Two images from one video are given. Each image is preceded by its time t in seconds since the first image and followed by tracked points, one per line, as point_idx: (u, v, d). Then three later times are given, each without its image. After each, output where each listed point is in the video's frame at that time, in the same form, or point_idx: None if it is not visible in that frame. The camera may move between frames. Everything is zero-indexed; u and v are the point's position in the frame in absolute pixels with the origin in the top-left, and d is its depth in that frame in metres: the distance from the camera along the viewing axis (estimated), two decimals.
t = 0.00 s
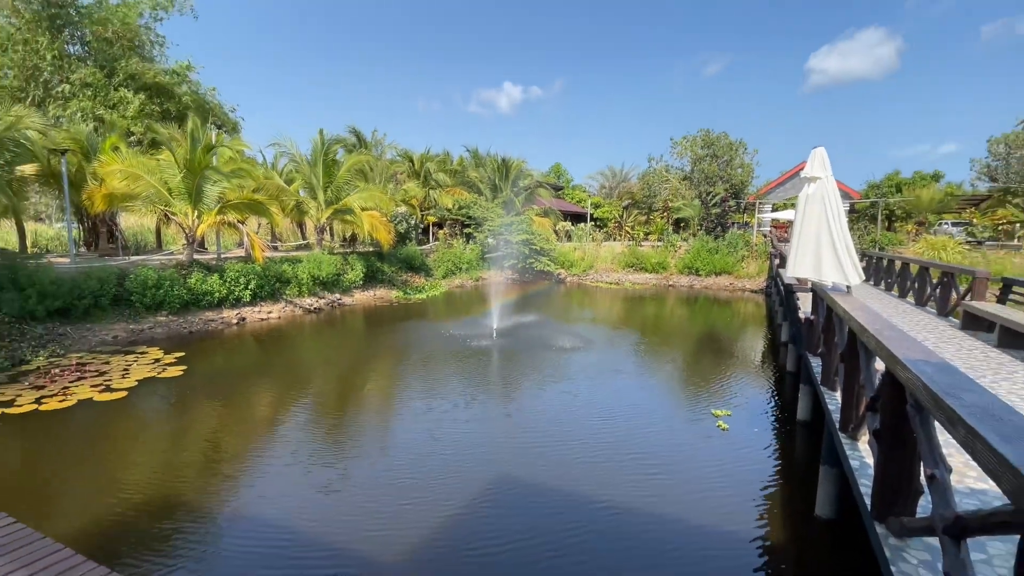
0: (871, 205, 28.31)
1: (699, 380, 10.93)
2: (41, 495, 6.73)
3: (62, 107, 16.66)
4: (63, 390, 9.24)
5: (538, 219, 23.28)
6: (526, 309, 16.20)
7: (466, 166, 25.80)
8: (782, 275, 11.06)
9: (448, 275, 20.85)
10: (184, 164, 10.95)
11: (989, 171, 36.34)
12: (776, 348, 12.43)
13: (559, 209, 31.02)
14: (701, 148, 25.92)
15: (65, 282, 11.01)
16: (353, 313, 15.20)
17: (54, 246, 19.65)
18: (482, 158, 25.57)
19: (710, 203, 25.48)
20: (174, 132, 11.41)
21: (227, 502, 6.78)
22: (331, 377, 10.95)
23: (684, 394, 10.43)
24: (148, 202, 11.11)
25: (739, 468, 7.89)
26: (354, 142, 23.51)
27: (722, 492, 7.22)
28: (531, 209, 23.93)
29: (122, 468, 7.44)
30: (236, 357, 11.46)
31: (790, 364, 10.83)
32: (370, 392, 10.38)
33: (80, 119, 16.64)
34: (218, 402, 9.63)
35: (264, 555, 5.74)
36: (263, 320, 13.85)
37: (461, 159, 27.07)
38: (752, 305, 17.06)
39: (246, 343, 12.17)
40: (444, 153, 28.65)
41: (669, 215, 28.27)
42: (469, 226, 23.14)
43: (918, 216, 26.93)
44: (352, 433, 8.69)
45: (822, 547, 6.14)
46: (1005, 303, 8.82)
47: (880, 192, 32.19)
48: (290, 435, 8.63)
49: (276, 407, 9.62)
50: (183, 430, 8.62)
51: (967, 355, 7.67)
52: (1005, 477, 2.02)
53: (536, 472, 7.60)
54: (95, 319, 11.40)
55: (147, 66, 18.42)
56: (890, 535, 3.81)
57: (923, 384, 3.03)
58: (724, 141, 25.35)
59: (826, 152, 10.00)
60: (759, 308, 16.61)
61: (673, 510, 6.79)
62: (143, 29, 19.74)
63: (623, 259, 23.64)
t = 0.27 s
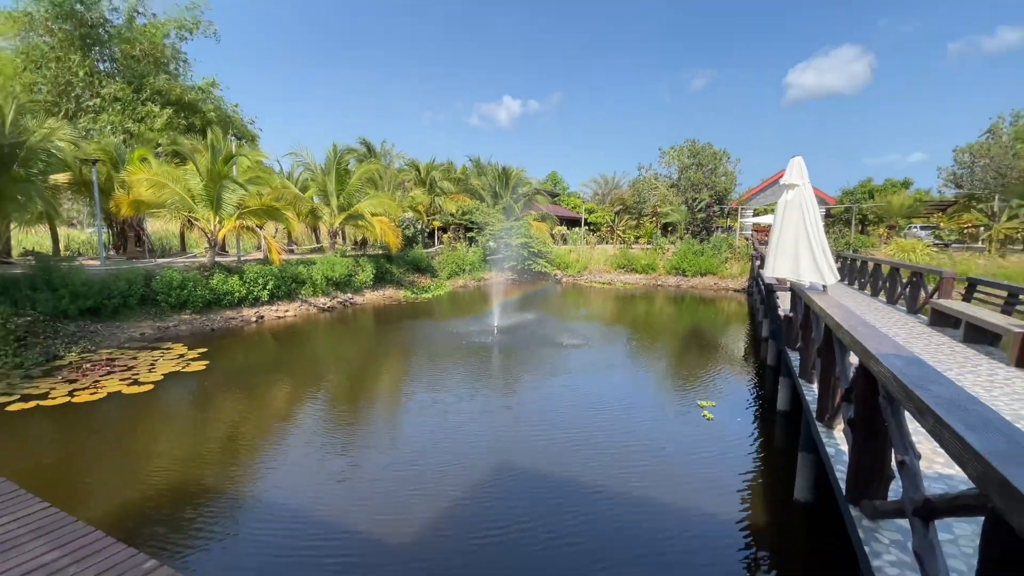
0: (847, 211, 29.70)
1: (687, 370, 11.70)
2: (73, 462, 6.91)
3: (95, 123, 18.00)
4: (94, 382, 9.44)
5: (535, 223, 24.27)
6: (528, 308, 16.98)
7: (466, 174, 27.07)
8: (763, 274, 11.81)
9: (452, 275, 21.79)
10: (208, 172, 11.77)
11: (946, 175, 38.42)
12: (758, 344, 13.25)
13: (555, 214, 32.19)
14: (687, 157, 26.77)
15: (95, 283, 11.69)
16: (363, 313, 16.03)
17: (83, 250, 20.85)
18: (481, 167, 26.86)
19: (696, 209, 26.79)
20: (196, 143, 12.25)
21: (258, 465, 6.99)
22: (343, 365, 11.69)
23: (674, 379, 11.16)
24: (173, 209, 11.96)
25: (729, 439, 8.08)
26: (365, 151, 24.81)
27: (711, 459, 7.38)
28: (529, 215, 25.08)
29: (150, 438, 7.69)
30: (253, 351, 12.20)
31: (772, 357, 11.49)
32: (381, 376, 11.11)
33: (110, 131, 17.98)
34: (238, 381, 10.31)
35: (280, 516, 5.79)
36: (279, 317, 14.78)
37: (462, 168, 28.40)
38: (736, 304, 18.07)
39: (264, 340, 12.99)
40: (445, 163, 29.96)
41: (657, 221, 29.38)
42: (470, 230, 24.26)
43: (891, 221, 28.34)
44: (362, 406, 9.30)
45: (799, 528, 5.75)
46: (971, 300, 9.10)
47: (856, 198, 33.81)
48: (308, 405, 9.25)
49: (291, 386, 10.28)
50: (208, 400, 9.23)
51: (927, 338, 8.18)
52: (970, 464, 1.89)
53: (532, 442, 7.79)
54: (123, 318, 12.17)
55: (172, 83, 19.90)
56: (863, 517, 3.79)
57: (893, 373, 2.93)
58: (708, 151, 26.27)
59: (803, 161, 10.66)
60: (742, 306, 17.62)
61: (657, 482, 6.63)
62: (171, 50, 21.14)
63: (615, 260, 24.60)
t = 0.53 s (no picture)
0: (840, 212, 30.11)
1: (683, 368, 11.94)
2: (80, 462, 7.04)
3: (104, 127, 18.38)
4: (102, 381, 9.64)
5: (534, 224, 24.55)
6: (528, 308, 17.26)
7: (466, 177, 27.42)
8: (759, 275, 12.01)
9: (453, 276, 22.11)
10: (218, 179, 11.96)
11: (932, 177, 39.10)
12: (753, 343, 13.50)
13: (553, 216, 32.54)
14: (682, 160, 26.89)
15: (103, 283, 11.91)
16: (365, 313, 16.28)
17: (92, 251, 21.17)
18: (481, 169, 27.21)
19: (692, 211, 27.14)
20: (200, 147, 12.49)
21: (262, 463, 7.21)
22: (346, 364, 11.92)
23: (671, 376, 11.39)
24: (179, 211, 12.21)
25: (728, 439, 8.20)
26: (368, 154, 25.19)
27: (705, 458, 7.50)
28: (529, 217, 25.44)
29: (156, 437, 7.85)
30: (259, 350, 12.43)
31: (766, 356, 11.70)
32: (384, 374, 11.35)
33: (119, 135, 18.42)
34: (243, 380, 10.51)
35: (279, 517, 5.91)
36: (284, 317, 15.08)
37: (462, 170, 28.75)
38: (731, 304, 18.38)
39: (269, 339, 13.21)
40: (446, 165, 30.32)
41: (653, 222, 29.71)
42: (471, 231, 24.58)
43: (882, 222, 28.91)
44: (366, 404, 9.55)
45: (792, 521, 5.98)
46: (960, 299, 9.18)
47: (848, 200, 34.32)
48: (313, 404, 9.46)
49: (295, 385, 10.47)
50: (213, 399, 9.41)
51: (916, 338, 8.28)
52: (959, 459, 1.85)
53: (530, 440, 7.96)
54: (131, 317, 12.39)
55: (179, 88, 20.26)
56: (854, 511, 3.67)
57: (884, 371, 2.83)
58: (704, 154, 26.38)
59: (795, 163, 10.72)
60: (737, 306, 17.92)
61: (654, 481, 6.81)
62: (179, 56, 21.44)
63: (613, 261, 24.90)
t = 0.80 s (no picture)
0: (838, 212, 30.22)
1: (682, 368, 11.96)
2: (80, 463, 7.03)
3: (103, 127, 18.36)
4: (102, 381, 9.64)
5: (534, 225, 24.57)
6: (527, 308, 17.32)
7: (466, 177, 27.47)
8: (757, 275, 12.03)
9: (452, 276, 22.17)
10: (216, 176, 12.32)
11: (927, 177, 39.28)
12: (751, 343, 13.53)
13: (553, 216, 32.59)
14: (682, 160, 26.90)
15: (103, 284, 11.91)
16: (365, 313, 16.33)
17: (92, 251, 21.17)
18: (481, 169, 27.26)
19: (691, 211, 27.21)
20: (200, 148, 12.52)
21: (261, 462, 7.23)
22: (346, 364, 11.95)
23: (670, 376, 11.41)
24: (178, 211, 12.23)
25: (726, 439, 8.21)
26: (368, 155, 25.25)
27: (706, 459, 7.49)
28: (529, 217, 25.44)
29: (155, 438, 7.84)
30: (259, 350, 12.47)
31: (765, 356, 11.73)
32: (383, 374, 11.36)
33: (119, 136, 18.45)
34: (242, 380, 10.53)
35: (279, 517, 5.93)
36: (283, 317, 15.11)
37: (462, 171, 28.81)
38: (730, 304, 18.43)
39: (268, 339, 13.24)
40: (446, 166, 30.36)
41: (652, 223, 29.80)
42: (470, 231, 24.64)
43: (878, 223, 29.10)
44: (366, 403, 9.57)
45: (791, 521, 5.99)
46: (958, 299, 9.20)
47: (846, 201, 34.47)
48: (312, 404, 9.47)
49: (295, 385, 10.50)
50: (213, 400, 9.42)
51: (914, 338, 8.30)
52: (957, 458, 1.87)
53: (530, 440, 8.00)
54: (131, 318, 12.39)
55: (179, 88, 20.27)
56: (852, 510, 3.68)
57: (883, 371, 2.85)
58: (703, 154, 26.41)
59: (794, 164, 10.73)
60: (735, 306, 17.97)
61: (658, 482, 6.76)
62: (180, 57, 21.38)
63: (612, 261, 24.95)
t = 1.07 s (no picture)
0: (836, 213, 30.30)
1: (681, 368, 11.97)
2: (78, 465, 7.00)
3: (102, 127, 18.37)
4: (99, 382, 9.62)
5: (533, 225, 24.59)
6: (525, 309, 17.35)
7: (465, 177, 27.49)
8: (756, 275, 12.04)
9: (451, 276, 22.21)
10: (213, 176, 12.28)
11: (924, 178, 39.38)
12: (750, 343, 13.54)
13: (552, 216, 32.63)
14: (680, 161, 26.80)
15: (101, 284, 11.89)
16: (364, 313, 16.35)
17: (90, 251, 21.14)
18: (480, 169, 27.29)
19: (689, 211, 27.26)
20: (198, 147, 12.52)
21: (260, 463, 7.22)
22: (344, 364, 11.95)
23: (669, 377, 11.42)
24: (176, 211, 12.23)
25: (725, 440, 8.22)
26: (366, 155, 25.28)
27: (705, 459, 7.49)
28: (528, 218, 25.48)
29: (153, 439, 7.81)
30: (258, 350, 12.46)
31: (764, 356, 11.73)
32: (382, 374, 11.36)
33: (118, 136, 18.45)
34: (241, 380, 10.52)
35: (277, 518, 5.92)
36: (282, 317, 15.11)
37: (461, 171, 28.84)
38: (728, 304, 18.46)
39: (267, 339, 13.24)
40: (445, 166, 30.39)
41: (651, 223, 29.86)
42: (469, 231, 24.67)
43: (876, 223, 29.18)
44: (365, 404, 9.54)
45: (790, 522, 5.99)
46: (956, 299, 9.22)
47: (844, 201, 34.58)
48: (311, 404, 9.47)
49: (294, 385, 10.49)
50: (211, 400, 9.41)
51: (912, 338, 8.32)
52: (954, 458, 1.88)
53: (529, 440, 8.02)
54: (129, 318, 12.37)
55: (177, 88, 20.25)
56: (851, 511, 3.68)
57: (880, 372, 2.86)
58: (701, 155, 26.40)
59: (793, 164, 10.73)
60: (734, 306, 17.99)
61: (657, 483, 6.76)
62: (179, 57, 21.39)
63: (611, 261, 24.99)
